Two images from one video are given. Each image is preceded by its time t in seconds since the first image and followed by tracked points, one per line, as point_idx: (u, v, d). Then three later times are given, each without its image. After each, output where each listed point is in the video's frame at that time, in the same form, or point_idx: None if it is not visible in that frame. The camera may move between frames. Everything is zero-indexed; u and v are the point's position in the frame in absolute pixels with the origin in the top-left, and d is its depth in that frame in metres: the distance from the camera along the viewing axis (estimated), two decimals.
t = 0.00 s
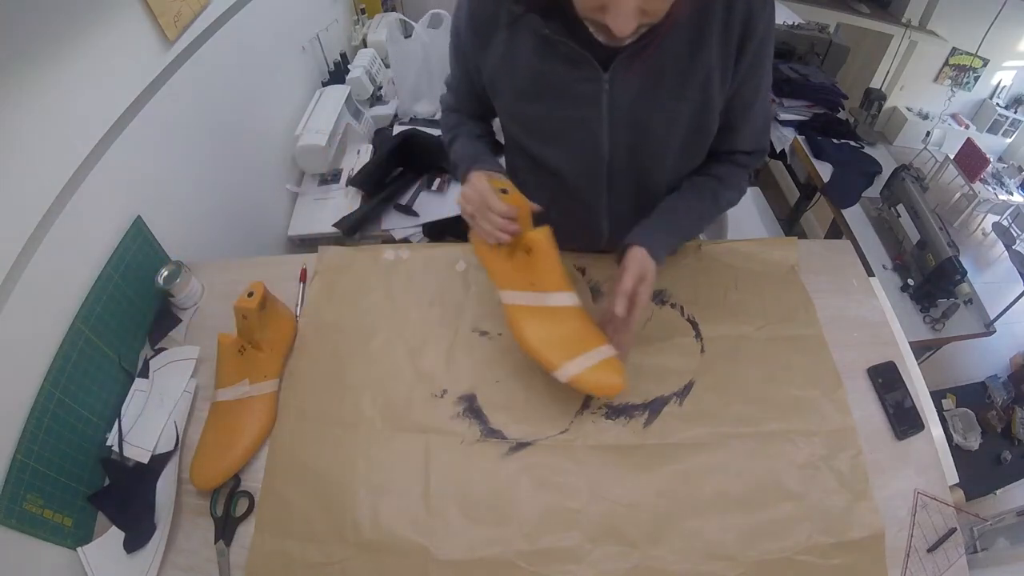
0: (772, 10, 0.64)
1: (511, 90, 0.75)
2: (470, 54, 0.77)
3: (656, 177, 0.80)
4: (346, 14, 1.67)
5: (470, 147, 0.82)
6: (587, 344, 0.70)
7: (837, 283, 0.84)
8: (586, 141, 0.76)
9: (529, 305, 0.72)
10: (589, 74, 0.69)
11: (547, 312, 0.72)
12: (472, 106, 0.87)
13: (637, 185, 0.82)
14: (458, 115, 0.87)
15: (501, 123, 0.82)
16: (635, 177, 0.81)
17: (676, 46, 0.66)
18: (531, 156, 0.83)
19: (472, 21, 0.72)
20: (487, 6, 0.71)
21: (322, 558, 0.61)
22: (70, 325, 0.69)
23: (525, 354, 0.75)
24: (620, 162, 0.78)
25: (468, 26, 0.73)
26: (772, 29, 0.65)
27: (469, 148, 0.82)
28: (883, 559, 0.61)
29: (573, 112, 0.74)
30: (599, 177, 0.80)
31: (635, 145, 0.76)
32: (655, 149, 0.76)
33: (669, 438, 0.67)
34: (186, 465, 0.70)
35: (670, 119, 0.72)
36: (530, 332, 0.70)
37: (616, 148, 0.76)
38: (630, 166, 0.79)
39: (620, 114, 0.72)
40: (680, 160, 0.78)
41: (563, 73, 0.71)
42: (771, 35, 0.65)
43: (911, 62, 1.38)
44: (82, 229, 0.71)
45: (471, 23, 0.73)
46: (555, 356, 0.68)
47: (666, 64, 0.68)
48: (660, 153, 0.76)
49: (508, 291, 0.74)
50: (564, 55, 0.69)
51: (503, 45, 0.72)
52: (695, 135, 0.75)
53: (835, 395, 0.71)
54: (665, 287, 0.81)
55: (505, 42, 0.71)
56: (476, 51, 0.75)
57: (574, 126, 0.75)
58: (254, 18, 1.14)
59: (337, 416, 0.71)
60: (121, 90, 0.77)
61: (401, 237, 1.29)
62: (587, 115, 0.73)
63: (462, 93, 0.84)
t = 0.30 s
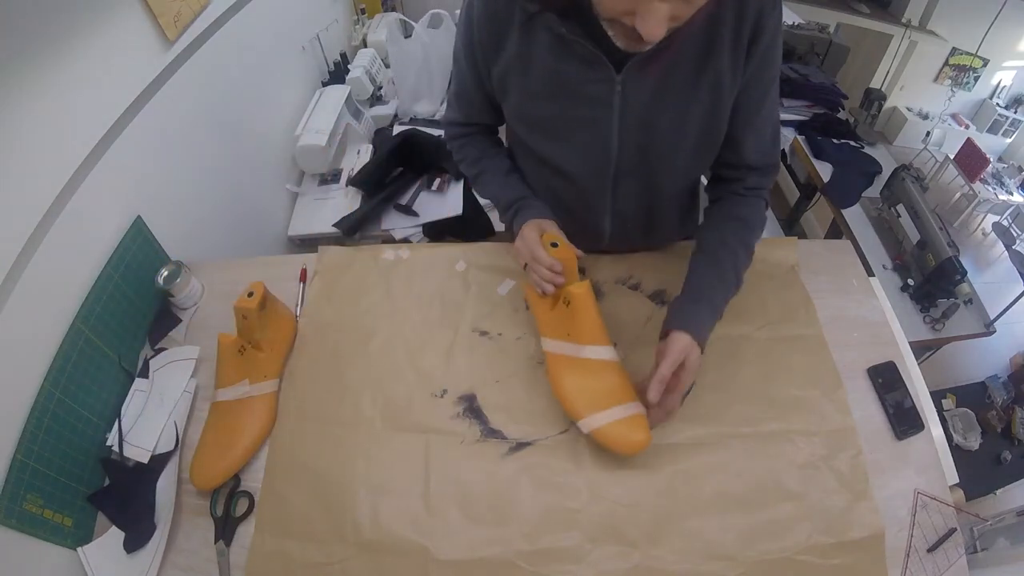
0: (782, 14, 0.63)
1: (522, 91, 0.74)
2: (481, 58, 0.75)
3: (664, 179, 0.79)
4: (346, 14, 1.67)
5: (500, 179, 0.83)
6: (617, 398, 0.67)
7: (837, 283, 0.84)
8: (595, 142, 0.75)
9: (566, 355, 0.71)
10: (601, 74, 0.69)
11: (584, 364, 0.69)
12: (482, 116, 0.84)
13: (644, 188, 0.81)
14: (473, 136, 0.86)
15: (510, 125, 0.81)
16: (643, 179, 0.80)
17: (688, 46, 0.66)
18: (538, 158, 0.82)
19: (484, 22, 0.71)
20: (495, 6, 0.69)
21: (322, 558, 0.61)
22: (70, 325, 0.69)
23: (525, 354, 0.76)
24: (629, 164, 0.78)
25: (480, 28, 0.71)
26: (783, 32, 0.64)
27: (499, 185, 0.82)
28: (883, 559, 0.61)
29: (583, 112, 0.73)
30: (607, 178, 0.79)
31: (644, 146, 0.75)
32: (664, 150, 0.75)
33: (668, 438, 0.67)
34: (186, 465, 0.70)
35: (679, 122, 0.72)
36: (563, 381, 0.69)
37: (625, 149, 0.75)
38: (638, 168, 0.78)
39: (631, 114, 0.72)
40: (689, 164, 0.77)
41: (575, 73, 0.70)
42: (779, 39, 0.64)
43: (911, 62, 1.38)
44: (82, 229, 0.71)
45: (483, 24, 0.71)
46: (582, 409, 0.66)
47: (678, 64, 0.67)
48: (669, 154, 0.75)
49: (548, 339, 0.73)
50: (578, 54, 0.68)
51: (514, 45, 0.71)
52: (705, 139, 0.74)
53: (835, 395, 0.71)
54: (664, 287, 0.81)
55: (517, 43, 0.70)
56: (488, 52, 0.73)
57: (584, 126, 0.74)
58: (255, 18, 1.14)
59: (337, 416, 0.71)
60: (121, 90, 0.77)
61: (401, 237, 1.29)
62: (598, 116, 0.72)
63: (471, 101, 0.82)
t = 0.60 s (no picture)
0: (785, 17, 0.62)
1: (521, 92, 0.74)
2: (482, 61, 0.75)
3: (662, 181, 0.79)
4: (346, 14, 1.67)
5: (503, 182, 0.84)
6: (595, 427, 0.67)
7: (837, 283, 0.84)
8: (594, 144, 0.75)
9: (558, 374, 0.71)
10: (600, 76, 0.69)
11: (572, 386, 0.69)
12: (482, 117, 0.83)
13: (644, 190, 0.81)
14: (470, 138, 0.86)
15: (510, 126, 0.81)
16: (643, 181, 0.80)
17: (688, 49, 0.66)
18: (538, 159, 0.82)
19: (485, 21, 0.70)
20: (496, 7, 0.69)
21: (322, 558, 0.61)
22: (70, 325, 0.69)
23: (525, 355, 0.76)
24: (628, 166, 0.77)
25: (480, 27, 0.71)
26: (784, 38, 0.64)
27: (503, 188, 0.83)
28: (883, 559, 0.61)
29: (582, 114, 0.73)
30: (606, 181, 0.79)
31: (643, 148, 0.75)
32: (663, 153, 0.75)
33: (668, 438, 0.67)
34: (186, 465, 0.70)
35: (678, 125, 0.72)
36: (550, 399, 0.69)
37: (624, 152, 0.75)
38: (637, 171, 0.78)
39: (629, 117, 0.72)
40: (689, 167, 0.77)
41: (574, 75, 0.70)
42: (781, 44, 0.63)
43: (910, 62, 1.38)
44: (82, 229, 0.71)
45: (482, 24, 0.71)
46: (561, 424, 0.67)
47: (677, 67, 0.67)
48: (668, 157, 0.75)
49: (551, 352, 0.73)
50: (577, 56, 0.68)
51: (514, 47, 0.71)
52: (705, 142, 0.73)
53: (835, 395, 0.71)
54: (665, 287, 0.82)
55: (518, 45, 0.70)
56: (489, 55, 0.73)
57: (583, 128, 0.74)
58: (254, 18, 1.14)
59: (337, 416, 0.71)
60: (121, 90, 0.77)
61: (400, 237, 1.29)
62: (597, 119, 0.72)
63: (470, 102, 0.81)
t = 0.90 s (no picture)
0: (787, 21, 0.64)
1: (521, 98, 0.74)
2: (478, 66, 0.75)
3: (662, 185, 0.79)
4: (346, 14, 1.67)
5: (479, 195, 0.82)
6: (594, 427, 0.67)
7: (837, 283, 0.84)
8: (596, 149, 0.75)
9: (558, 374, 0.71)
10: (604, 81, 0.69)
11: (571, 386, 0.69)
12: (465, 121, 0.83)
13: (645, 194, 0.81)
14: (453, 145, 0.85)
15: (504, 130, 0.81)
16: (643, 185, 0.80)
17: (692, 54, 0.66)
18: (538, 164, 0.82)
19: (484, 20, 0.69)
20: (495, 7, 0.69)
21: (322, 558, 0.61)
22: (70, 325, 0.69)
23: (525, 355, 0.76)
24: (630, 171, 0.78)
25: (479, 28, 0.71)
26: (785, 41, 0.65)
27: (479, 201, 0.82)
28: (883, 559, 0.61)
29: (585, 120, 0.73)
30: (607, 185, 0.79)
31: (645, 153, 0.76)
32: (664, 157, 0.75)
33: (668, 438, 0.67)
34: (186, 465, 0.70)
35: (682, 128, 0.72)
36: (551, 399, 0.69)
37: (626, 156, 0.76)
38: (638, 175, 0.79)
39: (632, 121, 0.72)
40: (692, 171, 0.77)
41: (577, 80, 0.70)
42: (783, 49, 0.65)
43: (910, 62, 1.38)
44: (81, 229, 0.71)
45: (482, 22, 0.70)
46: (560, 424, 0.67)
47: (680, 72, 0.67)
48: (669, 161, 0.76)
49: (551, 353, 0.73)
50: (582, 61, 0.69)
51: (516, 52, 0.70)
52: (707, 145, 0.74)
53: (835, 395, 0.71)
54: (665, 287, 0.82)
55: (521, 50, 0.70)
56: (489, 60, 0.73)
57: (586, 133, 0.74)
58: (254, 18, 1.14)
59: (337, 416, 0.71)
60: (121, 89, 0.77)
61: (400, 237, 1.29)
62: (601, 123, 0.72)
63: (462, 106, 0.81)
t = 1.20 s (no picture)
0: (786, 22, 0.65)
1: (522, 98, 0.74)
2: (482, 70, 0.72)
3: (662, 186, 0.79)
4: (346, 14, 1.67)
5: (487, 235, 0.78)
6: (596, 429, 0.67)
7: (837, 283, 0.84)
8: (598, 150, 0.75)
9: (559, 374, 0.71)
10: (608, 80, 0.69)
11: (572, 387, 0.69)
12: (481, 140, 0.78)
13: (644, 195, 0.81)
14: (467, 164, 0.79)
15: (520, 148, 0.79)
16: (643, 186, 0.80)
17: (694, 53, 0.67)
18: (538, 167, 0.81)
19: (485, 19, 0.69)
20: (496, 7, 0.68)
21: (322, 558, 0.61)
22: (71, 324, 0.69)
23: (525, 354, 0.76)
24: (631, 171, 0.78)
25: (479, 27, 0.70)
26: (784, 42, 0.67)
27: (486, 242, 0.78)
28: (882, 559, 0.61)
29: (589, 120, 0.73)
30: (608, 186, 0.79)
31: (647, 153, 0.76)
32: (666, 157, 0.75)
33: (668, 438, 0.67)
34: (186, 465, 0.70)
35: (684, 128, 0.72)
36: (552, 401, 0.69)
37: (628, 157, 0.76)
38: (638, 175, 0.79)
39: (635, 121, 0.72)
40: (693, 172, 0.78)
41: (581, 79, 0.70)
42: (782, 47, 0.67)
43: (911, 62, 1.38)
44: (81, 229, 0.71)
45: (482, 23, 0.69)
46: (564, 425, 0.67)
47: (684, 70, 0.68)
48: (670, 161, 0.76)
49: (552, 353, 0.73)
50: (586, 60, 0.69)
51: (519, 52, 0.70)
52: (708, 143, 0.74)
53: (835, 396, 0.71)
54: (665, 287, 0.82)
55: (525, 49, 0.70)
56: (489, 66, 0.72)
57: (589, 134, 0.74)
58: (254, 18, 1.14)
59: (337, 415, 0.71)
60: (122, 89, 0.77)
61: (401, 237, 1.29)
62: (604, 124, 0.72)
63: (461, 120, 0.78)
